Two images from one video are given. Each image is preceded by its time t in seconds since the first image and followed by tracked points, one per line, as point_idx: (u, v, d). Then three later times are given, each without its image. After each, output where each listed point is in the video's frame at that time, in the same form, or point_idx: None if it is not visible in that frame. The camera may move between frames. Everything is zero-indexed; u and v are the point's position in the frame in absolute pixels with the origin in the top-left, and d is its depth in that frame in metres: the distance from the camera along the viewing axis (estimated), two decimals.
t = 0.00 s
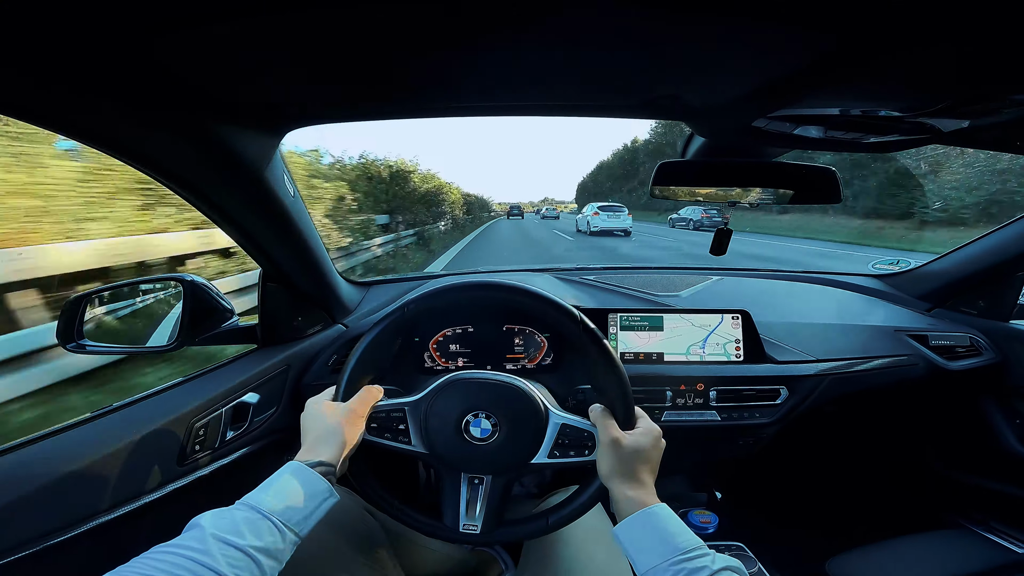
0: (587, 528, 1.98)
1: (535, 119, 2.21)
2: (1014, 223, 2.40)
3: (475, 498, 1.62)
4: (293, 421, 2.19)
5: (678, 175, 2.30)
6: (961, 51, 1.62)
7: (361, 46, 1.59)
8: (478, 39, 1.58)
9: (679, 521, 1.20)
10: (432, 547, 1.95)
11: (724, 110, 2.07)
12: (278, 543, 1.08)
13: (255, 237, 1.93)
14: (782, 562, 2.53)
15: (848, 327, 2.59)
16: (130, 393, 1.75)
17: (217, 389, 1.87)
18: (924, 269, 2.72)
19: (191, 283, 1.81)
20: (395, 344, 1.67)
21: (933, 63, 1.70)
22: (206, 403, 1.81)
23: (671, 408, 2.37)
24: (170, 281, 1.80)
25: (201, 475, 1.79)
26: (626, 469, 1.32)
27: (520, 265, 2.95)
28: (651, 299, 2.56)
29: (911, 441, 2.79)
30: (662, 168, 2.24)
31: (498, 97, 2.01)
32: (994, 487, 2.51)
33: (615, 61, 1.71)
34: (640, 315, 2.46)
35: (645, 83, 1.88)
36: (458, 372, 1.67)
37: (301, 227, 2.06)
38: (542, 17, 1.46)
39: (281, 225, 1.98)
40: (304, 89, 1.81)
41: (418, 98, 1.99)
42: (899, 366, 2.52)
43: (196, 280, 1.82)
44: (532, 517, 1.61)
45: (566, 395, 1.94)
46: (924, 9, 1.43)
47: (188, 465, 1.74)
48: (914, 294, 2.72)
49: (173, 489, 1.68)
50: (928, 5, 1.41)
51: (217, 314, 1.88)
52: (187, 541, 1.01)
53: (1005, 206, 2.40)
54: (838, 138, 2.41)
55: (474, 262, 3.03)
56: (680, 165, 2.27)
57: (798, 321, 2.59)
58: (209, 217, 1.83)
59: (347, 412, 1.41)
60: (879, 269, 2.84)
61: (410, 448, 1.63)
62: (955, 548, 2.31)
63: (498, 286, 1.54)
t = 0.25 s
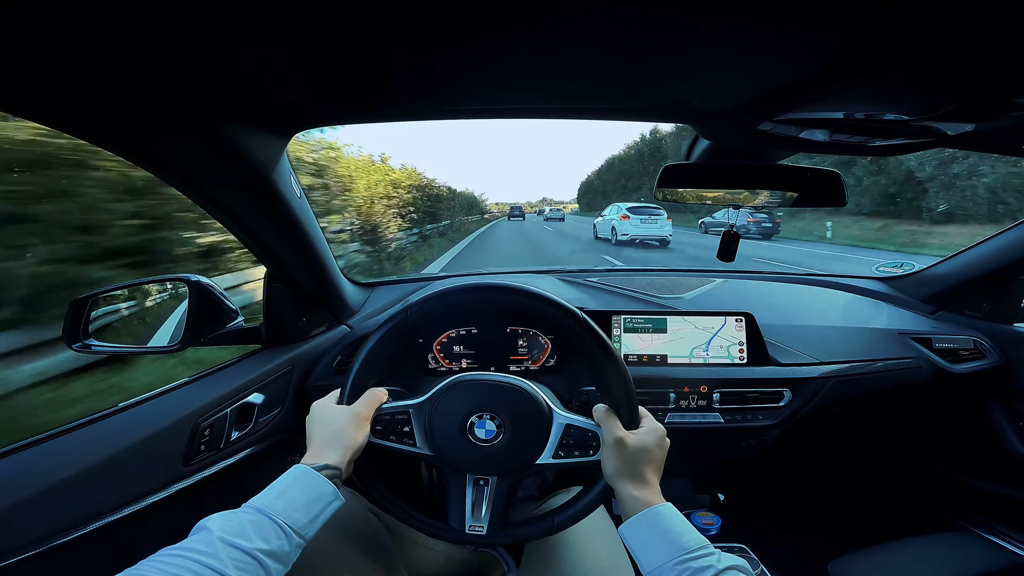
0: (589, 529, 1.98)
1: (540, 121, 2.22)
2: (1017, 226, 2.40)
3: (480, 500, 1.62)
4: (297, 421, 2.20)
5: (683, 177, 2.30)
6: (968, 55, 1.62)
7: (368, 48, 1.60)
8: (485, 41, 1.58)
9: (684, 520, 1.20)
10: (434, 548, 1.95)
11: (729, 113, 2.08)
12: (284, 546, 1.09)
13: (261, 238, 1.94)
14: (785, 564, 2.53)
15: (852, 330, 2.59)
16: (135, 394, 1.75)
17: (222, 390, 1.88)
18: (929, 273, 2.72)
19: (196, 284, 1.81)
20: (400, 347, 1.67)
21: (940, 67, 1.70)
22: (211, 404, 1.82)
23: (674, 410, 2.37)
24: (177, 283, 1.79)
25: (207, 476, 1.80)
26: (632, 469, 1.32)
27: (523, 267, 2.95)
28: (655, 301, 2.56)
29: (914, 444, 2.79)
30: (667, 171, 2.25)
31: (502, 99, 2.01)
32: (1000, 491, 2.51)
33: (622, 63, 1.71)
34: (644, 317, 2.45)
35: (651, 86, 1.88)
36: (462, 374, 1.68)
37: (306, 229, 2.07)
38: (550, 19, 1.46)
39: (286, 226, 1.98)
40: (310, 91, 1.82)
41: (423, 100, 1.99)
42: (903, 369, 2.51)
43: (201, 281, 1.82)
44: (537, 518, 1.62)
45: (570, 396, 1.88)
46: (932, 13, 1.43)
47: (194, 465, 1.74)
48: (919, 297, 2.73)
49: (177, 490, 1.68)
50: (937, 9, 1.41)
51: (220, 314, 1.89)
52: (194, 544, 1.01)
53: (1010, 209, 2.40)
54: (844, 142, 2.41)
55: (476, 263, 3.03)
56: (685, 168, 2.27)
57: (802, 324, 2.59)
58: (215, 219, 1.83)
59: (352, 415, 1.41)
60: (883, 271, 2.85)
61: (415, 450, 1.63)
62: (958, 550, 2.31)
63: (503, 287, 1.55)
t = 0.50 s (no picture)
0: (592, 531, 2.00)
1: (544, 126, 2.23)
2: (1019, 232, 2.41)
3: (485, 502, 1.65)
4: (302, 423, 2.21)
5: (687, 182, 2.32)
6: (972, 64, 1.63)
7: (377, 54, 1.61)
8: (492, 48, 1.60)
9: (688, 522, 1.21)
10: (438, 549, 1.97)
11: (733, 120, 2.09)
12: (291, 547, 1.10)
13: (268, 240, 1.96)
14: (786, 566, 2.55)
15: (854, 334, 2.60)
16: (142, 396, 1.77)
17: (228, 392, 1.89)
18: (928, 278, 2.71)
19: (202, 286, 1.82)
20: (405, 351, 1.69)
21: (943, 76, 1.71)
22: (217, 406, 1.83)
23: (676, 413, 2.39)
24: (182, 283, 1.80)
25: (213, 477, 1.81)
26: (635, 471, 1.34)
27: (526, 270, 2.97)
28: (658, 305, 2.57)
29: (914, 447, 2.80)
30: (671, 176, 2.26)
31: (507, 105, 2.03)
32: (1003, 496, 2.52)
33: (627, 71, 1.72)
34: (646, 321, 2.46)
35: (656, 93, 1.90)
36: (467, 377, 1.69)
37: (312, 231, 2.09)
38: (559, 27, 1.47)
39: (292, 228, 2.00)
40: (318, 96, 1.83)
41: (430, 105, 2.01)
42: (904, 373, 2.53)
43: (207, 282, 1.82)
44: (541, 520, 1.63)
45: (574, 400, 1.90)
46: (937, 22, 1.44)
47: (200, 466, 1.76)
48: (921, 302, 2.71)
49: (184, 491, 1.69)
50: (943, 19, 1.42)
51: (224, 315, 1.88)
52: (204, 546, 1.02)
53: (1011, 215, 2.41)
54: (849, 148, 2.42)
55: (478, 266, 3.04)
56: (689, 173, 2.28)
57: (804, 328, 2.60)
58: (223, 221, 1.85)
59: (358, 418, 1.42)
60: (886, 276, 2.87)
61: (420, 452, 1.65)
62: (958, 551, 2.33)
63: (510, 291, 1.56)
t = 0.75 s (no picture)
0: (593, 532, 2.00)
1: (546, 129, 2.23)
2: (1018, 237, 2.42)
3: (487, 503, 1.65)
4: (302, 423, 2.21)
5: (689, 184, 2.32)
6: (975, 69, 1.63)
7: (382, 55, 1.61)
8: (496, 50, 1.60)
9: (689, 522, 1.21)
10: (439, 549, 1.97)
11: (736, 123, 2.09)
12: (294, 548, 1.10)
13: (270, 239, 1.96)
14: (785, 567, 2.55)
15: (855, 337, 2.60)
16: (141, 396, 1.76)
17: (230, 391, 1.89)
18: (930, 281, 2.72)
19: (205, 285, 1.82)
20: (406, 353, 1.69)
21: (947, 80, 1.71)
22: (218, 405, 1.83)
23: (677, 415, 2.39)
24: (185, 283, 1.80)
25: (214, 476, 1.81)
26: (637, 471, 1.34)
27: (527, 272, 2.97)
28: (659, 307, 2.57)
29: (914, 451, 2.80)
30: (674, 179, 2.26)
31: (509, 107, 2.03)
32: (1002, 499, 2.52)
33: (631, 74, 1.73)
34: (647, 323, 2.45)
35: (659, 96, 1.90)
36: (469, 378, 1.69)
37: (315, 231, 2.09)
38: (565, 30, 1.48)
39: (295, 228, 2.00)
40: (323, 97, 1.83)
41: (433, 106, 2.01)
42: (904, 376, 2.53)
43: (211, 281, 1.82)
44: (543, 520, 1.64)
45: (575, 400, 1.91)
46: (941, 27, 1.44)
47: (201, 465, 1.76)
48: (922, 306, 2.72)
49: (184, 490, 1.69)
50: (947, 24, 1.42)
51: (225, 314, 1.88)
52: (206, 548, 1.03)
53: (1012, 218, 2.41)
54: (853, 154, 2.42)
55: (479, 267, 3.03)
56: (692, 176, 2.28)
57: (805, 331, 2.61)
58: (226, 221, 1.85)
59: (359, 421, 1.42)
60: (887, 279, 2.87)
61: (421, 453, 1.65)
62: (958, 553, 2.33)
63: (511, 292, 1.56)
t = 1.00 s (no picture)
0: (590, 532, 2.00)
1: (545, 129, 2.24)
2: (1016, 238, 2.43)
3: (484, 501, 1.65)
4: (301, 422, 2.22)
5: (687, 185, 2.33)
6: (973, 69, 1.64)
7: (380, 56, 1.62)
8: (494, 50, 1.60)
9: (684, 524, 1.21)
10: (437, 549, 1.97)
11: (734, 123, 2.09)
12: (291, 547, 1.10)
13: (269, 239, 1.97)
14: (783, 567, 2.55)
15: (853, 338, 2.60)
16: (140, 393, 1.77)
17: (228, 390, 1.90)
18: (927, 282, 2.72)
19: (204, 284, 1.84)
20: (404, 352, 1.69)
21: (944, 81, 1.72)
22: (217, 404, 1.84)
23: (674, 415, 2.39)
24: (185, 283, 1.82)
25: (212, 474, 1.82)
26: (633, 471, 1.34)
27: (526, 272, 2.98)
28: (657, 307, 2.58)
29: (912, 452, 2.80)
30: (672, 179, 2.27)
31: (508, 107, 2.03)
32: (1001, 500, 2.52)
33: (629, 74, 1.73)
34: (645, 323, 2.46)
35: (657, 97, 1.91)
36: (466, 377, 1.69)
37: (313, 231, 2.10)
38: (563, 31, 1.49)
39: (294, 227, 2.00)
40: (322, 97, 1.85)
41: (431, 106, 2.01)
42: (902, 377, 2.54)
43: (208, 280, 1.85)
44: (540, 520, 1.64)
45: (571, 401, 1.91)
46: (938, 27, 1.44)
47: (198, 464, 1.76)
48: (921, 306, 2.72)
49: (183, 488, 1.70)
50: (943, 26, 1.43)
51: (224, 313, 1.92)
52: (203, 545, 1.03)
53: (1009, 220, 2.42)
54: (849, 152, 2.42)
55: (477, 267, 3.03)
56: (690, 176, 2.29)
57: (803, 331, 2.61)
58: (225, 220, 1.85)
59: (358, 420, 1.43)
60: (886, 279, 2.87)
61: (418, 452, 1.65)
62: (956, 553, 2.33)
63: (509, 292, 1.56)
